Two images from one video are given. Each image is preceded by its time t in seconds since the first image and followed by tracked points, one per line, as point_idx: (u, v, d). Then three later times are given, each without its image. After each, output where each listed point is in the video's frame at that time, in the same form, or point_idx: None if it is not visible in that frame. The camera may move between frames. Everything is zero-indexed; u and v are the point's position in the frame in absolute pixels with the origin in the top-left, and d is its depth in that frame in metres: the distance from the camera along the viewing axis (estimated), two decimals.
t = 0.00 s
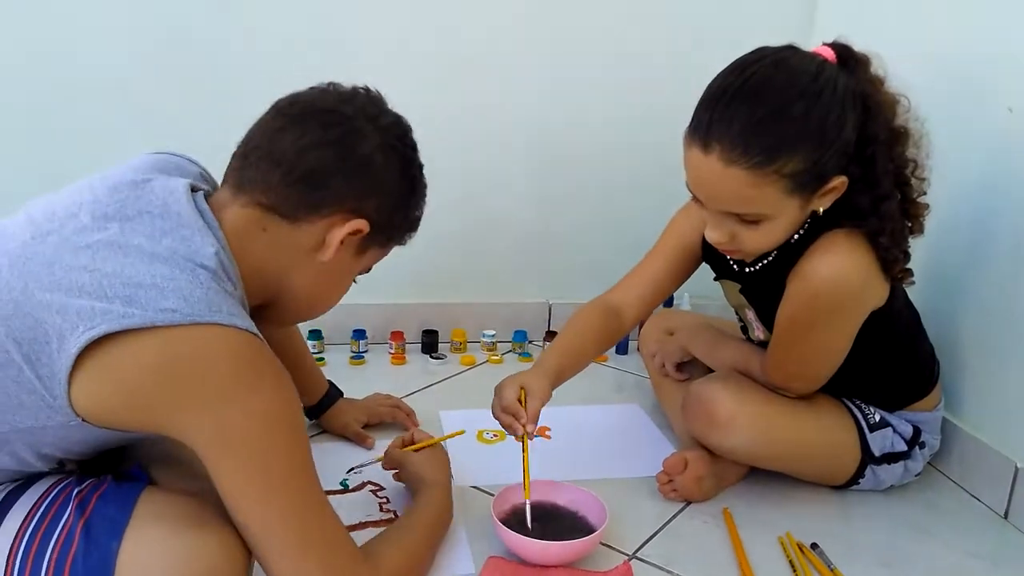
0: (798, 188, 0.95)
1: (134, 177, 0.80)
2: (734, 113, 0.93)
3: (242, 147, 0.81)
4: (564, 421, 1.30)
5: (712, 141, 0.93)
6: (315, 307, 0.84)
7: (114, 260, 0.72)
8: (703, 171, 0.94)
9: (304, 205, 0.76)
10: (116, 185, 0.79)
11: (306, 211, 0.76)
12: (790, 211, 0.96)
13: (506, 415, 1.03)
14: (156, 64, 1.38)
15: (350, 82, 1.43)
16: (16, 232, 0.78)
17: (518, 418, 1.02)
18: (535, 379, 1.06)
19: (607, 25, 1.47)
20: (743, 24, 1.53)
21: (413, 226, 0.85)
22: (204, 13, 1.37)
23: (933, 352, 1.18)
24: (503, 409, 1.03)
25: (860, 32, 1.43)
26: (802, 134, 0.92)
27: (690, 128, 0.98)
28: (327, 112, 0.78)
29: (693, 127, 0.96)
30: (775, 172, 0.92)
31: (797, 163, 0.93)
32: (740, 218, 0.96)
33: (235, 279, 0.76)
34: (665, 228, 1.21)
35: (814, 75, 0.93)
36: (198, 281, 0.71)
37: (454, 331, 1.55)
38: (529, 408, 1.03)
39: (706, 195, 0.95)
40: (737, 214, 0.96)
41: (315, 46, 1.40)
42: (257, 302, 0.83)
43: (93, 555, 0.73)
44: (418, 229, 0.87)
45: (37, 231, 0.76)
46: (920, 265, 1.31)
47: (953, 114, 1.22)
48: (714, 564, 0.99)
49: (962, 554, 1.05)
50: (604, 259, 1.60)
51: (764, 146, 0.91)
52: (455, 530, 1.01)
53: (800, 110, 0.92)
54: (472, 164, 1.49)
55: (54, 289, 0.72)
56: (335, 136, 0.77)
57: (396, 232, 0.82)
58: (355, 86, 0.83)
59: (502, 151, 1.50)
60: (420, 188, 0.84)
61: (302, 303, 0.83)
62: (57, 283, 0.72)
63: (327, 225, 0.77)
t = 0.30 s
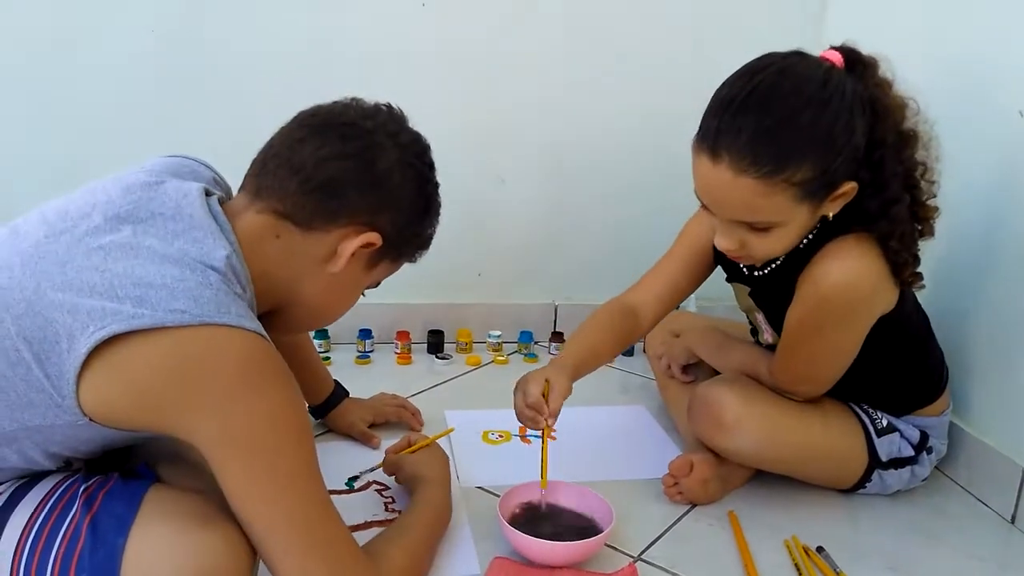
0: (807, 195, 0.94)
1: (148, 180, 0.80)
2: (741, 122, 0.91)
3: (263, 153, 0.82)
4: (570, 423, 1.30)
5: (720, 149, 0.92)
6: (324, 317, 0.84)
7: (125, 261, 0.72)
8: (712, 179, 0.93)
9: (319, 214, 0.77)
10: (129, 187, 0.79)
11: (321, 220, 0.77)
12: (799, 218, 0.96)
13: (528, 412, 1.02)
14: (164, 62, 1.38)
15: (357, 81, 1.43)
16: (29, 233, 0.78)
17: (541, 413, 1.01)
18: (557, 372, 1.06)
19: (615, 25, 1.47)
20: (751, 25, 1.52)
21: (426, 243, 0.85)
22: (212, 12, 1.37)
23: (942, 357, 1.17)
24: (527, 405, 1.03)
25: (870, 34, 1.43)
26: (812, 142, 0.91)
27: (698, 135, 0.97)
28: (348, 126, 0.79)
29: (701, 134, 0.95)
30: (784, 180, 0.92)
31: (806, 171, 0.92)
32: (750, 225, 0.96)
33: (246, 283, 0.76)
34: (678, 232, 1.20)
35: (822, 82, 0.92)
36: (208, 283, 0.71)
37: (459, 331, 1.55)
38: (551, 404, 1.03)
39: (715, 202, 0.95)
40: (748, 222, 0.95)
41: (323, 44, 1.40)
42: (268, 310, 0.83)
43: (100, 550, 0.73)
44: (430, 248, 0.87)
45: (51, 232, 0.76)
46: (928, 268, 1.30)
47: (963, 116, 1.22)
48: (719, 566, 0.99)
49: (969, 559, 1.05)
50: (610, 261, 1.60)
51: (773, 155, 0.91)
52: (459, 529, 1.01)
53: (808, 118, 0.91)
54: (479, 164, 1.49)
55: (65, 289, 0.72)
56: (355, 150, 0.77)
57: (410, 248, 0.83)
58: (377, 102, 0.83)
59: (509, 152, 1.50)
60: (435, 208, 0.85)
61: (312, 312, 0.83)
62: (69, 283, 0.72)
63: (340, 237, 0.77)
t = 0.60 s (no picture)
0: (799, 203, 0.94)
1: (151, 181, 0.80)
2: (731, 132, 0.91)
3: (264, 159, 0.82)
4: (569, 423, 1.30)
5: (710, 160, 0.92)
6: (322, 323, 0.84)
7: (125, 261, 0.72)
8: (702, 189, 0.93)
9: (319, 218, 0.77)
10: (131, 188, 0.79)
11: (322, 225, 0.77)
12: (791, 226, 0.96)
13: (524, 415, 1.03)
14: (163, 62, 1.38)
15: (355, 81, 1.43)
16: (30, 233, 0.78)
17: (538, 415, 1.02)
18: (552, 380, 1.07)
19: (613, 26, 1.47)
20: (751, 26, 1.52)
21: (428, 250, 0.85)
22: (212, 12, 1.37)
23: (941, 360, 1.17)
24: (523, 407, 1.03)
25: (870, 35, 1.43)
26: (803, 150, 0.91)
27: (689, 145, 0.97)
28: (352, 132, 0.79)
29: (692, 145, 0.95)
30: (775, 190, 0.91)
31: (797, 181, 0.92)
32: (742, 234, 0.96)
33: (246, 284, 0.76)
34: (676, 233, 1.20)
35: (813, 90, 0.92)
36: (208, 283, 0.71)
37: (458, 331, 1.55)
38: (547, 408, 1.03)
39: (707, 212, 0.95)
40: (740, 231, 0.95)
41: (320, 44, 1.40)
42: (268, 315, 0.83)
43: (99, 550, 0.73)
44: (432, 255, 0.87)
45: (52, 232, 0.76)
46: (928, 270, 1.30)
47: (962, 118, 1.22)
48: (718, 567, 0.99)
49: (968, 560, 1.05)
50: (610, 261, 1.60)
51: (763, 165, 0.90)
52: (458, 530, 1.01)
53: (799, 126, 0.91)
54: (478, 164, 1.49)
55: (63, 289, 0.71)
56: (357, 155, 0.78)
57: (411, 255, 0.83)
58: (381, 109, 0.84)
59: (509, 153, 1.50)
60: (437, 215, 0.85)
61: (312, 317, 0.82)
62: (69, 283, 0.72)
63: (341, 240, 0.77)
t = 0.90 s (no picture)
0: (806, 208, 0.94)
1: (152, 189, 0.81)
2: (740, 136, 0.91)
3: (273, 169, 0.82)
4: (569, 424, 1.30)
5: (717, 164, 0.92)
6: (328, 340, 0.84)
7: (122, 267, 0.72)
8: (708, 193, 0.93)
9: (323, 233, 0.77)
10: (134, 196, 0.79)
11: (326, 241, 0.77)
12: (798, 231, 0.96)
13: (523, 417, 1.03)
14: (163, 62, 1.38)
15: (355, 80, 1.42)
16: (30, 238, 0.78)
17: (538, 419, 1.02)
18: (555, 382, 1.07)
19: (613, 25, 1.47)
20: (752, 26, 1.52)
21: (442, 268, 0.84)
22: (211, 12, 1.37)
23: (943, 362, 1.17)
24: (522, 410, 1.03)
25: (870, 36, 1.43)
26: (812, 155, 0.91)
27: (696, 148, 0.97)
28: (364, 146, 0.79)
29: (700, 148, 0.95)
30: (782, 196, 0.91)
31: (805, 186, 0.92)
32: (748, 238, 0.96)
33: (244, 292, 0.75)
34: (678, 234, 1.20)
35: (822, 94, 0.92)
36: (203, 289, 0.71)
37: (458, 331, 1.55)
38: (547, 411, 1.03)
39: (712, 215, 0.95)
40: (746, 235, 0.95)
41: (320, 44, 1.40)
42: (271, 327, 0.83)
43: (96, 554, 0.73)
44: (447, 273, 0.86)
45: (52, 237, 0.76)
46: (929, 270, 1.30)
47: (962, 119, 1.22)
48: (718, 568, 0.99)
49: (968, 561, 1.05)
50: (609, 262, 1.60)
51: (771, 170, 0.90)
52: (458, 530, 1.01)
53: (809, 132, 0.91)
54: (478, 164, 1.49)
55: (57, 295, 0.71)
56: (366, 168, 0.77)
57: (422, 274, 0.82)
58: (396, 121, 0.83)
59: (509, 153, 1.49)
60: (452, 232, 0.84)
61: (317, 333, 0.82)
62: (63, 289, 0.72)
63: (346, 258, 0.77)
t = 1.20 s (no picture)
0: (834, 228, 0.93)
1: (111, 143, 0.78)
2: (766, 155, 0.90)
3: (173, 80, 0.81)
4: (568, 423, 1.30)
5: (745, 185, 0.90)
6: (246, 249, 0.81)
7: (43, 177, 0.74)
8: (732, 215, 0.92)
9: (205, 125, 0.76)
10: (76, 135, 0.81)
11: (212, 131, 0.75)
12: (824, 251, 0.95)
13: (524, 380, 1.02)
14: (162, 63, 1.38)
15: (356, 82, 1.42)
16: None
17: (541, 381, 1.01)
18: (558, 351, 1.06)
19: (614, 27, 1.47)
20: (752, 26, 1.53)
21: (372, 159, 0.83)
22: (211, 13, 1.37)
23: (945, 367, 1.17)
24: (522, 372, 1.02)
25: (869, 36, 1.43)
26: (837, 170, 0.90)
27: (715, 168, 0.95)
28: (232, 44, 0.77)
29: (721, 169, 0.93)
30: (811, 216, 0.90)
31: (834, 205, 0.91)
32: (774, 260, 0.94)
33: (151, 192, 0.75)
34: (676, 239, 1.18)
35: (847, 109, 0.91)
36: (108, 185, 0.72)
37: (457, 332, 1.56)
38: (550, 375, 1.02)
39: (737, 239, 0.93)
40: (771, 257, 0.93)
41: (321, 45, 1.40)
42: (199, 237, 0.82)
43: (96, 560, 0.73)
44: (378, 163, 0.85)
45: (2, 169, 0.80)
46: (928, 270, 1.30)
47: (962, 119, 1.22)
48: (718, 568, 0.99)
49: (968, 561, 1.05)
50: (609, 262, 1.60)
51: (799, 189, 0.89)
52: (457, 529, 1.01)
53: (836, 148, 0.90)
54: (478, 165, 1.49)
55: (3, 253, 0.70)
56: (229, 51, 0.76)
57: (347, 170, 0.80)
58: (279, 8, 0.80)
59: (509, 153, 1.50)
60: (376, 121, 0.83)
61: (249, 250, 0.81)
62: None
63: (229, 134, 0.75)
